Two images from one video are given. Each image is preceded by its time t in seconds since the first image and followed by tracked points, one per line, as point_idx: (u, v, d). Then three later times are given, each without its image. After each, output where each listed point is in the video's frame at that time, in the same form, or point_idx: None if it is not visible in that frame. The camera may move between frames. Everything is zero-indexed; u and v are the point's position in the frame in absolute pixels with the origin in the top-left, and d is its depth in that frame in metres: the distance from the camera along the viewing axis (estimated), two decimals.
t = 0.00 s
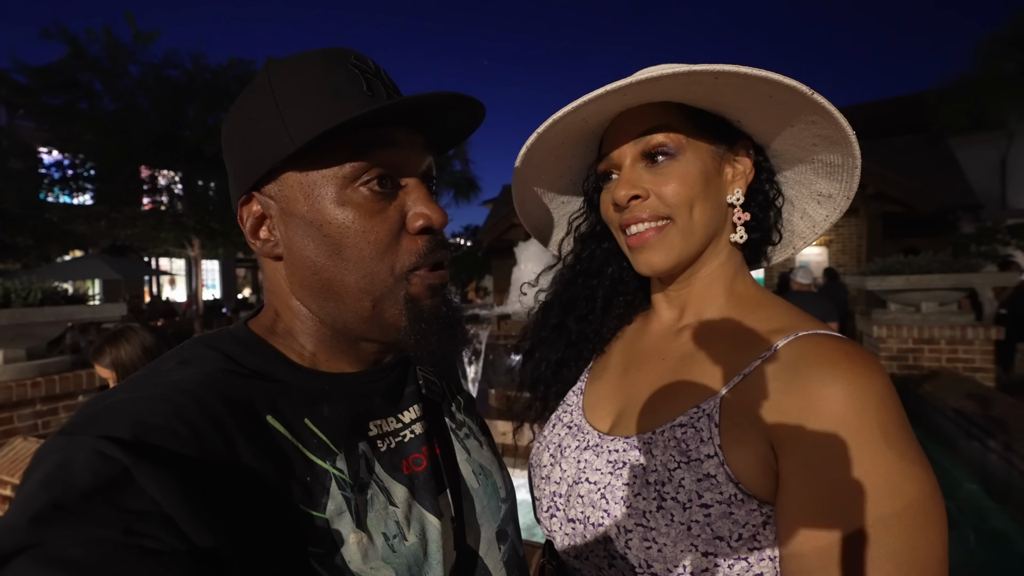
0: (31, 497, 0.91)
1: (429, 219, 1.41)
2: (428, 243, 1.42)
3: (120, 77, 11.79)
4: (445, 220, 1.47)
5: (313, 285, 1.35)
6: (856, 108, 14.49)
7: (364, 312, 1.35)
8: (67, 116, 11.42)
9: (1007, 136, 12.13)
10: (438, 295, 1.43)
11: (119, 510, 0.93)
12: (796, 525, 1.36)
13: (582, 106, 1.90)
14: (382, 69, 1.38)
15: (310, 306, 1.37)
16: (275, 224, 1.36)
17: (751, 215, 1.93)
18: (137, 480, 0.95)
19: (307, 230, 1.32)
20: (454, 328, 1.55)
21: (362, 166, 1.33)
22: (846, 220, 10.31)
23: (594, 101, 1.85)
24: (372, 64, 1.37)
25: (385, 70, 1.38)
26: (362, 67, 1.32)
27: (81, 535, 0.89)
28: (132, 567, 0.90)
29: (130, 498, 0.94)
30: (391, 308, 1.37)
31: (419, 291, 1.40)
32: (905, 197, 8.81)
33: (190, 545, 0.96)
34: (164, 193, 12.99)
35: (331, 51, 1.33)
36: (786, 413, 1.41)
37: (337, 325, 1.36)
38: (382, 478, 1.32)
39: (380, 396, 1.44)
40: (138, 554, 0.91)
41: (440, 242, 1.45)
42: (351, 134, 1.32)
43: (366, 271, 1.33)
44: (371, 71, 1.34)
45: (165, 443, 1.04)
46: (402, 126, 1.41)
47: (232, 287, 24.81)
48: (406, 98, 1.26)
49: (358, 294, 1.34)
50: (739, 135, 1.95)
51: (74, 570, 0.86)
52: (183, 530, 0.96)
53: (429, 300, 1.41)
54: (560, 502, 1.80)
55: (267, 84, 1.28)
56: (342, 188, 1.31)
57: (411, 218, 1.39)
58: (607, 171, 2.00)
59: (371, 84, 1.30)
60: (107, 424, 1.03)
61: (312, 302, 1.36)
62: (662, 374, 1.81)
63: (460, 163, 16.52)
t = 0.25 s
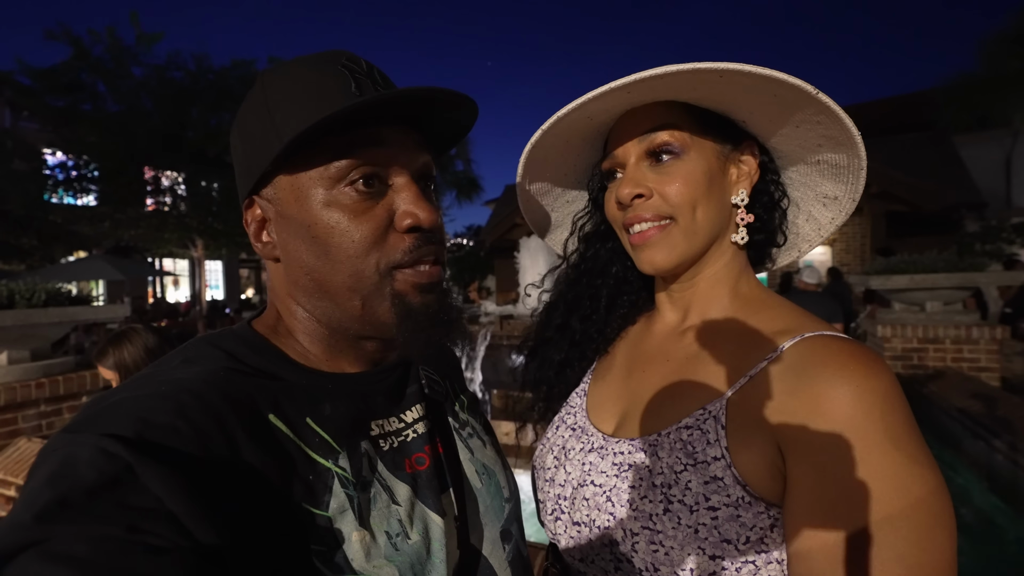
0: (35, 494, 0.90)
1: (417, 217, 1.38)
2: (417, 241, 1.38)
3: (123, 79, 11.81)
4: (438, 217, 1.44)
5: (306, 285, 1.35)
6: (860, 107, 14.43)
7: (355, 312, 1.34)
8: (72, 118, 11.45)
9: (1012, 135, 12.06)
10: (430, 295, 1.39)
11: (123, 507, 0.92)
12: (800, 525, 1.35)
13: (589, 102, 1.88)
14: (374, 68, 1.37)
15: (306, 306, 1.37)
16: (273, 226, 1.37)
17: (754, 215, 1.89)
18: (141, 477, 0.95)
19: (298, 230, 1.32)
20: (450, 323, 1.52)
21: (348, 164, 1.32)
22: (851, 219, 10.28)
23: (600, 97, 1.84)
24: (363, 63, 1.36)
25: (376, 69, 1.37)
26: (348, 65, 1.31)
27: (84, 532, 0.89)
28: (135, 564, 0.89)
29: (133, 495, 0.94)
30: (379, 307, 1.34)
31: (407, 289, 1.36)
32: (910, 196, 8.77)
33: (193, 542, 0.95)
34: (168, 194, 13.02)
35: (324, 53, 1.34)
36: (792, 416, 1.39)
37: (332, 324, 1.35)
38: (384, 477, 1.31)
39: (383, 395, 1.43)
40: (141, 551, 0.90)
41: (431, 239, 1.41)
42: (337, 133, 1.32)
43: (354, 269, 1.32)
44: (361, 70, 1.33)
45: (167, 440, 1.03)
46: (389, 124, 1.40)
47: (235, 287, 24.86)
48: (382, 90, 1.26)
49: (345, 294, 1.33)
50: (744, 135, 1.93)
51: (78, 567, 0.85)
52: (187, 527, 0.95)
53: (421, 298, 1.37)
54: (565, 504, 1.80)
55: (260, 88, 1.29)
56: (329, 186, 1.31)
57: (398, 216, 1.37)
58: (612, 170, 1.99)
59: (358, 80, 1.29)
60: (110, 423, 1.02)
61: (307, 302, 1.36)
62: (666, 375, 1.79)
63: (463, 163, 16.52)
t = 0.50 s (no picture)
0: (58, 498, 0.90)
1: (362, 231, 1.33)
2: (364, 255, 1.34)
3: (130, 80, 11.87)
4: (394, 227, 1.37)
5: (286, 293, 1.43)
6: (864, 108, 14.40)
7: (320, 325, 1.36)
8: (78, 119, 11.50)
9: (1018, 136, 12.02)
10: (380, 309, 1.35)
11: (144, 511, 0.93)
12: (806, 527, 1.35)
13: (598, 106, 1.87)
14: (340, 73, 1.36)
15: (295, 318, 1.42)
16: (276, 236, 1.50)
17: (763, 222, 1.90)
18: (161, 483, 0.95)
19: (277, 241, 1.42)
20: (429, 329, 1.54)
21: (301, 179, 1.37)
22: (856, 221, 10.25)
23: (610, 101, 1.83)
24: (331, 66, 1.37)
25: (342, 73, 1.36)
26: (307, 74, 1.34)
27: (106, 536, 0.89)
28: (156, 567, 0.89)
29: (154, 500, 0.94)
30: (332, 322, 1.35)
31: (359, 304, 1.35)
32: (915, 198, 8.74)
33: (212, 546, 0.96)
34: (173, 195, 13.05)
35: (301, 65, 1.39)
36: (798, 424, 1.40)
37: (312, 335, 1.40)
38: (396, 485, 1.31)
39: (394, 405, 1.44)
40: (161, 555, 0.91)
41: (383, 252, 1.36)
42: (299, 144, 1.38)
43: (312, 284, 1.35)
44: (321, 78, 1.33)
45: (186, 446, 1.04)
46: (347, 131, 1.40)
47: (239, 287, 24.95)
48: (312, 93, 1.29)
49: (308, 308, 1.37)
50: (755, 142, 1.93)
51: (100, 570, 0.86)
52: (205, 533, 0.96)
53: (376, 312, 1.35)
54: (570, 516, 1.79)
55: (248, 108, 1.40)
56: (288, 199, 1.38)
57: (347, 229, 1.34)
58: (620, 174, 1.98)
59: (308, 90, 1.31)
60: (130, 427, 1.03)
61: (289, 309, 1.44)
62: (672, 384, 1.79)
63: (467, 165, 16.55)
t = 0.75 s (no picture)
0: (71, 496, 0.91)
1: (376, 228, 1.34)
2: (376, 252, 1.34)
3: (136, 80, 11.92)
4: (407, 223, 1.38)
5: (298, 290, 1.44)
6: (870, 111, 14.36)
7: (332, 324, 1.37)
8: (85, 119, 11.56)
9: None
10: (393, 307, 1.36)
11: (155, 511, 0.93)
12: (807, 531, 1.34)
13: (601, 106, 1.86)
14: (354, 66, 1.36)
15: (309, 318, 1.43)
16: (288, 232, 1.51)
17: (767, 224, 1.89)
18: (173, 482, 0.95)
19: (290, 237, 1.44)
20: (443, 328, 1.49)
21: (314, 176, 1.38)
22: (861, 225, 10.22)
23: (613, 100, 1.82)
24: (341, 60, 1.39)
25: (356, 67, 1.36)
26: (319, 69, 1.35)
27: (117, 535, 0.89)
28: (167, 568, 0.89)
29: (165, 500, 0.95)
30: (344, 320, 1.35)
31: (371, 302, 1.35)
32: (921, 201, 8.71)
33: (221, 548, 0.95)
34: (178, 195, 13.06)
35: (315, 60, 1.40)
36: (801, 428, 1.39)
37: (324, 335, 1.40)
38: (405, 490, 1.31)
39: (406, 409, 1.43)
40: (171, 556, 0.91)
41: (395, 247, 1.36)
42: (312, 141, 1.40)
43: (323, 283, 1.36)
44: (335, 73, 1.34)
45: (197, 446, 1.04)
46: (357, 128, 1.41)
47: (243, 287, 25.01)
48: (323, 88, 1.30)
49: (320, 306, 1.38)
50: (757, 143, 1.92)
51: (111, 569, 0.86)
52: (215, 534, 0.96)
53: (387, 310, 1.36)
54: (572, 521, 1.79)
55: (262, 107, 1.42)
56: (301, 197, 1.39)
57: (361, 226, 1.35)
58: (622, 175, 1.98)
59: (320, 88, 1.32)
60: (143, 426, 1.03)
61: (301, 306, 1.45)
62: (674, 387, 1.78)
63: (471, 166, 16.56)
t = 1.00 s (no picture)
0: (97, 476, 0.94)
1: (395, 234, 1.36)
2: (394, 257, 1.36)
3: (143, 79, 11.98)
4: (427, 229, 1.40)
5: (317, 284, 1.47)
6: (876, 108, 14.30)
7: (346, 321, 1.39)
8: (92, 117, 11.65)
9: None
10: (411, 311, 1.38)
11: (178, 493, 0.96)
12: (808, 531, 1.36)
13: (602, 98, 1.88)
14: (386, 65, 1.37)
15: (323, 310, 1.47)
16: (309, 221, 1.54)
17: (764, 216, 1.91)
18: (195, 466, 0.98)
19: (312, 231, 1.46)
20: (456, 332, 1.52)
21: (339, 173, 1.40)
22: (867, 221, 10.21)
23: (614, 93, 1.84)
24: (377, 54, 1.39)
25: (388, 65, 1.37)
26: (354, 63, 1.36)
27: (142, 515, 0.92)
28: (190, 549, 0.92)
29: (187, 483, 0.97)
30: (358, 319, 1.37)
31: (387, 306, 1.37)
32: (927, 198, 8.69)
33: (239, 531, 0.98)
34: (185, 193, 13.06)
35: (345, 54, 1.40)
36: (798, 420, 1.40)
37: (338, 328, 1.43)
38: (417, 478, 1.34)
39: (417, 398, 1.46)
40: (192, 538, 0.93)
41: (412, 254, 1.37)
42: (341, 136, 1.41)
43: (341, 280, 1.39)
44: (366, 69, 1.35)
45: (218, 431, 1.07)
46: (389, 129, 1.41)
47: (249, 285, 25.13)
48: (357, 92, 1.31)
49: (336, 301, 1.41)
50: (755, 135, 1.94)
51: (137, 547, 0.89)
52: (234, 517, 0.98)
53: (401, 314, 1.37)
54: (570, 507, 1.81)
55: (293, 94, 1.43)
56: (325, 193, 1.41)
57: (381, 230, 1.38)
58: (623, 168, 2.00)
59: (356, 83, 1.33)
60: (165, 410, 1.06)
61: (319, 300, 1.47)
62: (673, 378, 1.80)
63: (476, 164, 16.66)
